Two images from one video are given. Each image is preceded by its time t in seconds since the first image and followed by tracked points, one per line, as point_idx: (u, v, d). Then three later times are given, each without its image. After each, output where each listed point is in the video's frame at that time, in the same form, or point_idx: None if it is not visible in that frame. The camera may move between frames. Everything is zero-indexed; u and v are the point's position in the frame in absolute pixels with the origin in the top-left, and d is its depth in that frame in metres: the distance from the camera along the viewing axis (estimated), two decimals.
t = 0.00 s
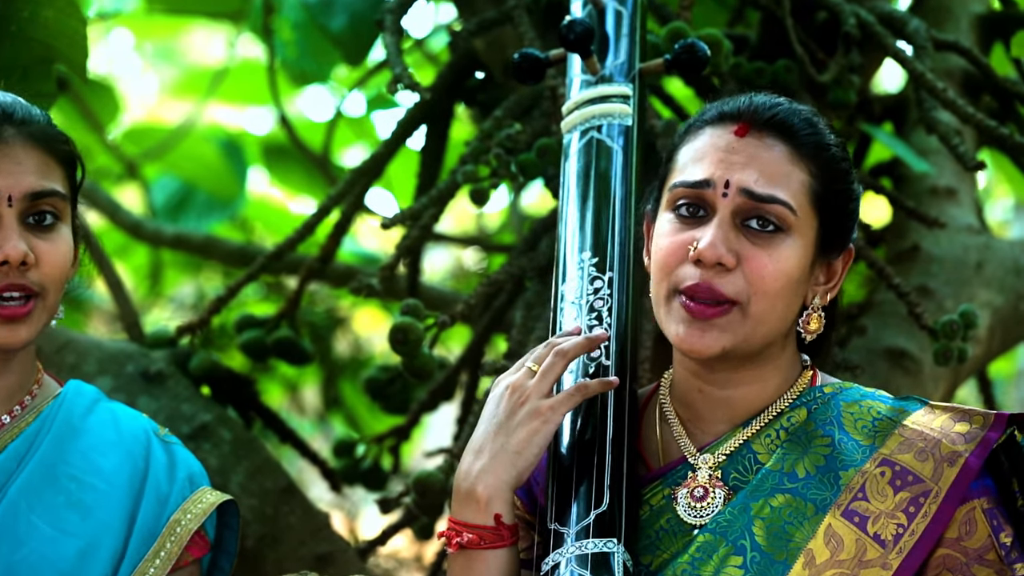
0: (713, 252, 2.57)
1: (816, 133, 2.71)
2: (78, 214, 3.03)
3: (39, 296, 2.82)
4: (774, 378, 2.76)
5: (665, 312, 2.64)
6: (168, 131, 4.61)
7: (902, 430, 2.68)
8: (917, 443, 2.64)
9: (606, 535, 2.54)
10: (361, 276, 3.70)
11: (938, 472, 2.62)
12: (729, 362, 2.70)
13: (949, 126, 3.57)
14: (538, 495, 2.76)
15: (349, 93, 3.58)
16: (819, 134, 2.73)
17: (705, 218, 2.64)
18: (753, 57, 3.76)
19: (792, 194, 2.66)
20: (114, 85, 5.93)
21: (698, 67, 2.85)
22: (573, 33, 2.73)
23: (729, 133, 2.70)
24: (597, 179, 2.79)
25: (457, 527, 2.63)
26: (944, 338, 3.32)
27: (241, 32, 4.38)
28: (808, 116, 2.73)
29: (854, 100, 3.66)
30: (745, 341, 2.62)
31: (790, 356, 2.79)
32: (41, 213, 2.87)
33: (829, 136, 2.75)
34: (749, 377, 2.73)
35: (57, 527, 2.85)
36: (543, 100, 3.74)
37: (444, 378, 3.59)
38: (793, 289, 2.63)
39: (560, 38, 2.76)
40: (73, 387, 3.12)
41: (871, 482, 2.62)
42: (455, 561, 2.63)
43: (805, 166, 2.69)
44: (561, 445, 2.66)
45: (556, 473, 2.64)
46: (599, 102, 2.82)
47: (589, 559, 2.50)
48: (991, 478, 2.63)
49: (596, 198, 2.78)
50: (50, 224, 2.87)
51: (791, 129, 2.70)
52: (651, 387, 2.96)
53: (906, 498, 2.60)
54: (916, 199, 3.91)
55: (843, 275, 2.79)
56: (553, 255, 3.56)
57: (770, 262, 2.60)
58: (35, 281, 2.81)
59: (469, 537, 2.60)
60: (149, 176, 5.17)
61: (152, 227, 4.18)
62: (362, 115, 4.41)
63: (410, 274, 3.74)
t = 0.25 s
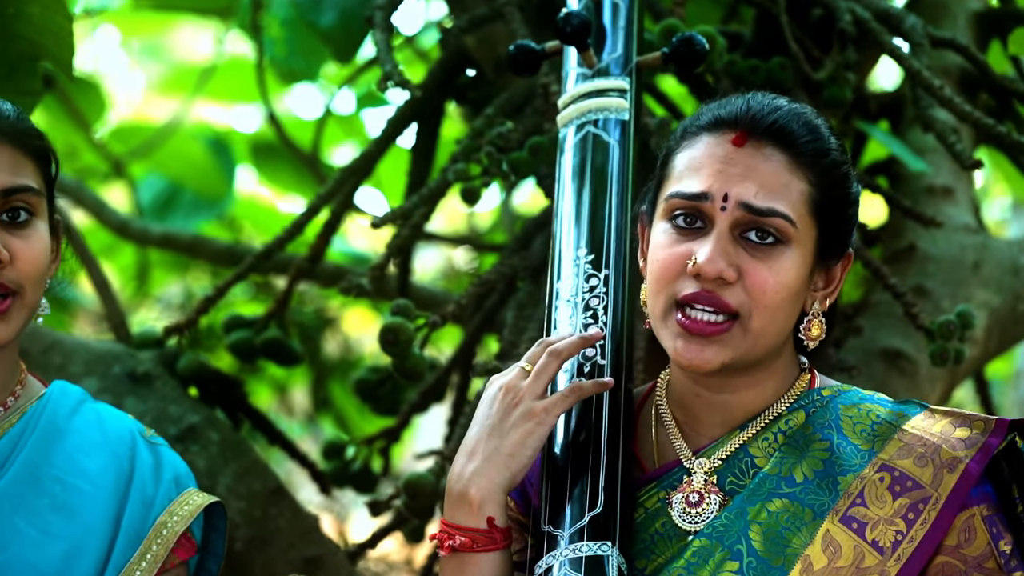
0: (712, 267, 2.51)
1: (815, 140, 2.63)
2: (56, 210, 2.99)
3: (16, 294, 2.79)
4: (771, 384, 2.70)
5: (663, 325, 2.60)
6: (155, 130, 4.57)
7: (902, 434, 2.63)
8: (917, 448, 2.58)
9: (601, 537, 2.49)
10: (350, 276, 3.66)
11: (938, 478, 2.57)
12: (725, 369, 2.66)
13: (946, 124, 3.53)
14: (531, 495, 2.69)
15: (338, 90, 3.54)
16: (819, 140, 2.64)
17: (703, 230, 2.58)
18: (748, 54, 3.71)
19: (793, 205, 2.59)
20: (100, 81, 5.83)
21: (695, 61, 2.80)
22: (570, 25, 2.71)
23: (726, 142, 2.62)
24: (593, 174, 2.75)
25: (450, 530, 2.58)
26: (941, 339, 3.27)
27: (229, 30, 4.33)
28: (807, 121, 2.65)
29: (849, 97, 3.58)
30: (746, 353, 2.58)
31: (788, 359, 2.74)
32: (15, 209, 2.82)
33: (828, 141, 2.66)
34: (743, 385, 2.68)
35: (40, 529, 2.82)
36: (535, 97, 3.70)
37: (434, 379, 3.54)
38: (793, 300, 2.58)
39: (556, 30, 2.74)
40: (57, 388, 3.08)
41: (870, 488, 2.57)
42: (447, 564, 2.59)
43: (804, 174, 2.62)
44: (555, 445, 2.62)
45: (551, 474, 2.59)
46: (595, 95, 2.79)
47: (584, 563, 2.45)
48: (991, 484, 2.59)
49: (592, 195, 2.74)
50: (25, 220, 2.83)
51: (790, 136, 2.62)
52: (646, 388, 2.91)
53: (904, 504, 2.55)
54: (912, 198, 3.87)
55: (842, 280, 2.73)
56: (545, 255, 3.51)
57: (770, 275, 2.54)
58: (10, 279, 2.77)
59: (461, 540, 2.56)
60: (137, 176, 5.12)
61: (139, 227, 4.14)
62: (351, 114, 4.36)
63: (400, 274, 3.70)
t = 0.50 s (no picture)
0: (750, 257, 2.49)
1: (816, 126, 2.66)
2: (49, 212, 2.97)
3: (9, 296, 2.77)
4: (775, 380, 2.68)
5: (694, 321, 2.54)
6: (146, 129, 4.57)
7: (900, 437, 2.60)
8: (915, 451, 2.55)
9: (597, 539, 2.47)
10: (344, 276, 3.65)
11: (936, 481, 2.53)
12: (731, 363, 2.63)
13: (941, 124, 3.52)
14: (528, 495, 2.66)
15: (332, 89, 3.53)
16: (818, 128, 2.66)
17: (727, 223, 2.55)
18: (743, 53, 3.70)
19: (810, 190, 2.60)
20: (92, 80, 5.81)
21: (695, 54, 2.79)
22: (569, 18, 2.71)
23: (738, 134, 2.60)
24: (591, 169, 2.74)
25: (445, 531, 2.56)
26: (936, 339, 3.25)
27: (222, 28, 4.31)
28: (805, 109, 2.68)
29: (845, 96, 3.59)
30: (777, 342, 2.55)
31: (790, 356, 2.72)
32: (8, 211, 2.81)
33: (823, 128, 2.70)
34: (748, 382, 2.66)
35: (30, 529, 2.80)
36: (529, 96, 3.68)
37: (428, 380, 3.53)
38: (815, 286, 2.58)
39: (556, 23, 2.74)
40: (49, 387, 3.06)
41: (867, 491, 2.54)
42: (442, 565, 2.57)
43: (813, 161, 2.63)
44: (552, 444, 2.61)
45: (547, 475, 2.58)
46: (595, 89, 2.79)
47: (579, 564, 2.44)
48: (990, 487, 2.56)
49: (590, 190, 2.73)
50: (17, 222, 2.81)
51: (796, 124, 2.63)
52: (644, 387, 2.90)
53: (902, 508, 2.52)
54: (908, 198, 3.86)
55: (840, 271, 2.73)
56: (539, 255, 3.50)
57: (798, 262, 2.53)
58: (4, 281, 2.75)
59: (457, 541, 2.54)
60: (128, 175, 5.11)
61: (132, 226, 4.13)
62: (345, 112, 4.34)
63: (394, 274, 3.68)
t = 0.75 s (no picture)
0: (755, 250, 2.47)
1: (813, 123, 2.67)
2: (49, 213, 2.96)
3: (12, 296, 2.75)
4: (774, 377, 2.67)
5: (700, 314, 2.50)
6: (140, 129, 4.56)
7: (896, 437, 2.58)
8: (911, 451, 2.54)
9: (593, 539, 2.47)
10: (338, 276, 3.64)
11: (932, 482, 2.52)
12: (732, 360, 2.62)
13: (937, 124, 3.51)
14: (523, 495, 2.65)
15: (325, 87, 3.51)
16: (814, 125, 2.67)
17: (730, 217, 2.53)
18: (738, 53, 3.69)
19: (810, 185, 2.60)
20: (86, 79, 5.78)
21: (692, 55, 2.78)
22: (565, 18, 2.68)
23: (738, 129, 2.60)
24: (588, 170, 2.71)
25: (440, 531, 2.55)
26: (932, 339, 3.24)
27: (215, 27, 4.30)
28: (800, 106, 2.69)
29: (841, 96, 3.61)
30: (781, 336, 2.53)
31: (789, 354, 2.71)
32: (13, 213, 2.79)
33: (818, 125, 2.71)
34: (748, 379, 2.65)
35: (26, 532, 2.78)
36: (524, 96, 3.67)
37: (422, 380, 3.52)
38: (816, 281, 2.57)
39: (552, 23, 2.71)
40: (45, 388, 3.04)
41: (863, 491, 2.52)
42: (438, 564, 2.56)
43: (811, 157, 2.63)
44: (547, 445, 2.60)
45: (542, 475, 2.57)
46: (591, 89, 2.76)
47: (575, 564, 2.43)
48: (987, 489, 2.54)
49: (586, 191, 2.71)
50: (21, 224, 2.80)
51: (794, 120, 2.64)
52: (641, 387, 2.89)
53: (898, 508, 2.50)
54: (903, 198, 3.85)
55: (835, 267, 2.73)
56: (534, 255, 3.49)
57: (801, 256, 2.53)
58: (8, 282, 2.73)
59: (452, 541, 2.53)
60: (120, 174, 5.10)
61: (125, 226, 4.12)
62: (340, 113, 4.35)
63: (388, 274, 3.67)
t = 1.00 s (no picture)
0: (741, 246, 2.46)
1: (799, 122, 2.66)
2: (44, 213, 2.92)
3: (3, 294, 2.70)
4: (764, 376, 2.66)
5: (687, 311, 2.49)
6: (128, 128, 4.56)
7: (887, 437, 2.57)
8: (902, 450, 2.52)
9: (583, 540, 2.45)
10: (327, 276, 3.62)
11: (924, 481, 2.49)
12: (722, 358, 2.60)
13: (929, 123, 3.49)
14: (513, 497, 2.63)
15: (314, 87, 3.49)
16: (802, 123, 2.67)
17: (716, 215, 2.52)
18: (729, 52, 3.67)
19: (797, 183, 2.59)
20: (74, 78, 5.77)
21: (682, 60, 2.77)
22: (556, 23, 2.65)
23: (724, 127, 2.60)
24: (578, 175, 2.69)
25: (431, 531, 2.53)
26: (923, 339, 3.22)
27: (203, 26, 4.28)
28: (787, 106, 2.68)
29: (832, 94, 3.56)
30: (769, 334, 2.51)
31: (779, 354, 2.69)
32: (6, 210, 2.75)
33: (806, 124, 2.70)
34: (739, 377, 2.63)
35: (16, 535, 2.76)
36: (514, 95, 3.66)
37: (411, 381, 3.50)
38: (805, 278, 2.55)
39: (542, 28, 2.68)
40: (36, 390, 3.02)
41: (855, 491, 2.51)
42: (427, 565, 2.53)
43: (798, 155, 2.62)
44: (537, 450, 2.57)
45: (532, 477, 2.55)
46: (581, 94, 2.73)
47: (566, 565, 2.41)
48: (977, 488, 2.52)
49: (576, 195, 2.68)
50: (14, 221, 2.76)
51: (781, 119, 2.63)
52: (631, 388, 2.88)
53: (890, 507, 2.48)
54: (895, 198, 3.83)
55: (825, 266, 2.72)
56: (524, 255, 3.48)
57: (788, 253, 2.51)
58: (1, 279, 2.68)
59: (442, 541, 2.51)
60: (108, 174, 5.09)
61: (113, 225, 4.09)
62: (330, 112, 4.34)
63: (377, 274, 3.65)
